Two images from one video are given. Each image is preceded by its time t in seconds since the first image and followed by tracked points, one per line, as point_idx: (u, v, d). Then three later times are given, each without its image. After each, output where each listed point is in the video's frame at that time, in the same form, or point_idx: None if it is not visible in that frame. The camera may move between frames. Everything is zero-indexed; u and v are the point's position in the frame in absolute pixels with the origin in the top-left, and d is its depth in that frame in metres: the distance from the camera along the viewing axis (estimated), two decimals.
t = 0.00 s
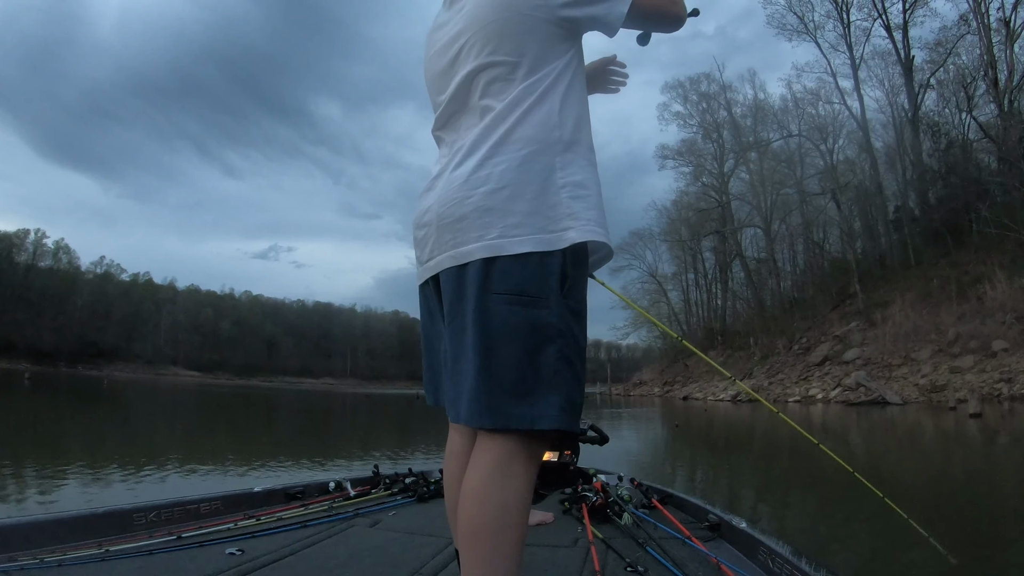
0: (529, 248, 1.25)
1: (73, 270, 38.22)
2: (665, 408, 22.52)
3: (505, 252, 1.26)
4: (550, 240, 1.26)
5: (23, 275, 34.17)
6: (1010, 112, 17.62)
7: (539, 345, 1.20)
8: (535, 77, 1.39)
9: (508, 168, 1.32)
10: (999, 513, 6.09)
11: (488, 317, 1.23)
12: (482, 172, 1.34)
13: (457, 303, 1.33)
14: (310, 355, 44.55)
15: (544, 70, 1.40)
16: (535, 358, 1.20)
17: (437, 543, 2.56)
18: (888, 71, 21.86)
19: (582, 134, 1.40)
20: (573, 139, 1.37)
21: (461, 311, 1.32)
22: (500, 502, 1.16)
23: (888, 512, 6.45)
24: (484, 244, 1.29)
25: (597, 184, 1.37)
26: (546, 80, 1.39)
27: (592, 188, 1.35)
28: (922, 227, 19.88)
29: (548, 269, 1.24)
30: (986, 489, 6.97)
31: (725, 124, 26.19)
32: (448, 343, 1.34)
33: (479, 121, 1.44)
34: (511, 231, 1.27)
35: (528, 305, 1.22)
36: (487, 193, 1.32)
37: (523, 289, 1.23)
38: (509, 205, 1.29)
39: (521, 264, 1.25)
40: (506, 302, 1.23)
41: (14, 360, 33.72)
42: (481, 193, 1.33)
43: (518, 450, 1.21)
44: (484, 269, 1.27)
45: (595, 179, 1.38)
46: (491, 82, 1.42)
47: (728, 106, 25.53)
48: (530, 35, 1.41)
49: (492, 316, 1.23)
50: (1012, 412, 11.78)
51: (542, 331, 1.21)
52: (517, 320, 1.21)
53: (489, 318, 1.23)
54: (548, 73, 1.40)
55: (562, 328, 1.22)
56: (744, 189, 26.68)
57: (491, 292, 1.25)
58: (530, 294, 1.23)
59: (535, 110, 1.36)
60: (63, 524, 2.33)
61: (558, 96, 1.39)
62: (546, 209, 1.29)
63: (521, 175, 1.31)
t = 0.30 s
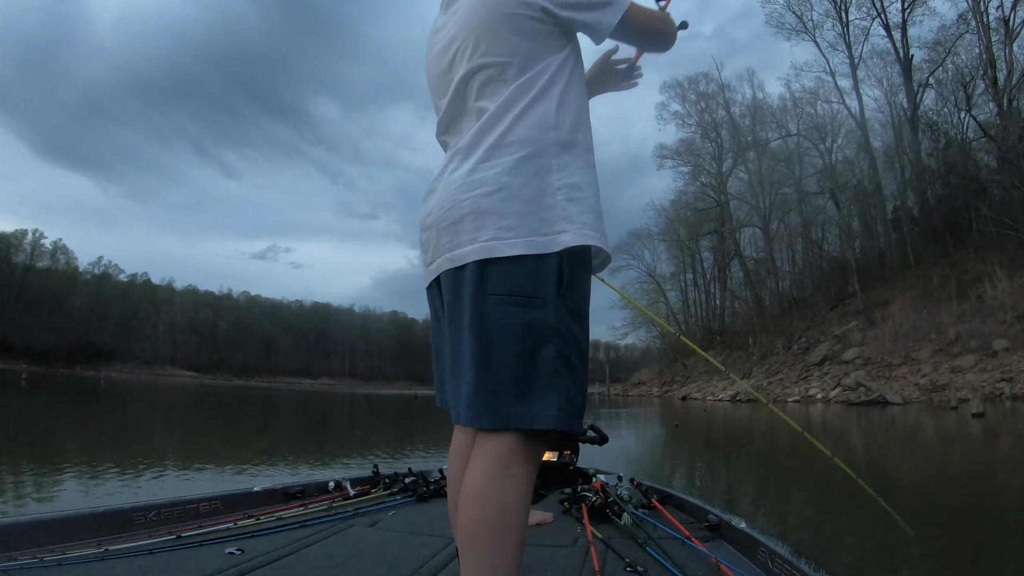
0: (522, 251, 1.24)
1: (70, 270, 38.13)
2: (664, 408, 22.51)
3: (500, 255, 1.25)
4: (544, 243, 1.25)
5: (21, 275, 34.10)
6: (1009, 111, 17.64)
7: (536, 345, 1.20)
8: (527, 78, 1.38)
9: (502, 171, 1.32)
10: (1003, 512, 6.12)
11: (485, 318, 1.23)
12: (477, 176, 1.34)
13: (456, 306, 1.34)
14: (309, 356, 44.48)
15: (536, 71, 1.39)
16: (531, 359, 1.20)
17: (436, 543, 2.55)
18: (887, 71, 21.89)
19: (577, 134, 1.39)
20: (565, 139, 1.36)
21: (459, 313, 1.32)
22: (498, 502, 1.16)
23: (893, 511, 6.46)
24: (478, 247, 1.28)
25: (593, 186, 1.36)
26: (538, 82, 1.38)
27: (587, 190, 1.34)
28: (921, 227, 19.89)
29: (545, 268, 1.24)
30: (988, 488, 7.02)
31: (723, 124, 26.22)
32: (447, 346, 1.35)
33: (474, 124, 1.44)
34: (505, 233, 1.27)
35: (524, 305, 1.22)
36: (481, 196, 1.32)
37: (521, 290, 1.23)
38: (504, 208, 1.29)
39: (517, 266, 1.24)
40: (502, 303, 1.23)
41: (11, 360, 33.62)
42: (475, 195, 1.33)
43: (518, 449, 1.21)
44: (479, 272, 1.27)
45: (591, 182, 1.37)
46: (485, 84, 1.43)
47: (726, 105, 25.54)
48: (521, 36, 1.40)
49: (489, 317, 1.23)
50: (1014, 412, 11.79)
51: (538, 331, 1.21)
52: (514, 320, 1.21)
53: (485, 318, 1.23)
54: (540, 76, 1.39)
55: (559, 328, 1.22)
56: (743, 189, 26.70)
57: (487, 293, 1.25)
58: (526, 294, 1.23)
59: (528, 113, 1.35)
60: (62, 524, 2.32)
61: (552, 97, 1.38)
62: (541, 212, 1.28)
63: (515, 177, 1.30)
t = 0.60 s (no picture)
0: (509, 256, 1.24)
1: (69, 271, 38.11)
2: (664, 408, 22.50)
3: (488, 260, 1.26)
4: (531, 250, 1.24)
5: (20, 276, 34.04)
6: (1009, 110, 17.65)
7: (528, 346, 1.20)
8: (510, 85, 1.38)
9: (488, 176, 1.32)
10: (1006, 511, 6.15)
11: (478, 319, 1.24)
12: (465, 183, 1.35)
13: (453, 309, 1.35)
14: (308, 356, 44.46)
15: (521, 75, 1.38)
16: (522, 359, 1.20)
17: (436, 542, 2.55)
18: (886, 70, 21.91)
19: (567, 140, 1.37)
20: (553, 144, 1.34)
21: (456, 316, 1.33)
22: (493, 502, 1.16)
23: (897, 511, 6.48)
24: (464, 252, 1.29)
25: (580, 196, 1.34)
26: (525, 86, 1.37)
27: (573, 199, 1.32)
28: (921, 227, 19.91)
29: (538, 267, 1.24)
30: (991, 486, 7.06)
31: (723, 123, 26.24)
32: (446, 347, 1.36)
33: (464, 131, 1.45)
34: (488, 240, 1.27)
35: (516, 304, 1.22)
36: (469, 201, 1.33)
37: (516, 288, 1.23)
38: (490, 213, 1.29)
39: (508, 268, 1.24)
40: (496, 304, 1.23)
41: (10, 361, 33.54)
42: (464, 201, 1.34)
43: (517, 448, 1.21)
44: (472, 276, 1.27)
45: (582, 192, 1.35)
46: (473, 90, 1.45)
47: (725, 105, 25.55)
48: (507, 41, 1.42)
49: (481, 318, 1.24)
50: (1017, 412, 11.80)
51: (530, 330, 1.21)
52: (506, 320, 1.22)
53: (477, 320, 1.24)
54: (525, 78, 1.37)
55: (553, 327, 1.22)
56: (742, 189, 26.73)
57: (479, 295, 1.26)
58: (519, 293, 1.23)
59: (510, 120, 1.35)
60: (62, 523, 2.33)
61: (542, 99, 1.37)
62: (526, 217, 1.27)
63: (502, 183, 1.30)
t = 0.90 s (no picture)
0: (507, 257, 1.24)
1: (69, 271, 38.10)
2: (665, 408, 22.51)
3: (484, 262, 1.26)
4: (528, 252, 1.24)
5: (20, 276, 34.02)
6: (1010, 109, 17.66)
7: (525, 345, 1.20)
8: (509, 84, 1.37)
9: (486, 176, 1.33)
10: (1010, 510, 6.18)
11: (474, 319, 1.24)
12: (464, 183, 1.35)
13: (450, 310, 1.35)
14: (308, 356, 44.46)
15: (521, 75, 1.37)
16: (520, 359, 1.20)
17: (437, 542, 2.56)
18: (887, 69, 21.93)
19: (567, 140, 1.36)
20: (551, 146, 1.34)
21: (453, 315, 1.33)
22: (490, 502, 1.16)
23: (901, 511, 6.49)
24: (460, 254, 1.29)
25: (578, 199, 1.34)
26: (524, 86, 1.36)
27: (570, 202, 1.32)
28: (922, 227, 19.92)
29: (536, 268, 1.24)
30: (993, 486, 7.10)
31: (723, 123, 26.25)
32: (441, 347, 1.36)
33: (461, 131, 1.45)
34: (484, 241, 1.27)
35: (513, 304, 1.22)
36: (467, 203, 1.33)
37: (514, 288, 1.23)
38: (486, 216, 1.29)
39: (506, 268, 1.24)
40: (493, 303, 1.23)
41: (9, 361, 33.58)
42: (462, 201, 1.33)
43: (518, 449, 1.21)
44: (469, 277, 1.27)
45: (579, 195, 1.34)
46: (471, 89, 1.45)
47: (726, 104, 25.57)
48: (505, 41, 1.42)
49: (479, 317, 1.24)
50: (1021, 412, 11.81)
51: (528, 330, 1.21)
52: (504, 320, 1.22)
53: (474, 318, 1.24)
54: (524, 79, 1.36)
55: (550, 327, 1.22)
56: (742, 188, 26.74)
57: (477, 293, 1.25)
58: (515, 292, 1.23)
59: (508, 120, 1.35)
60: (62, 524, 2.32)
61: (541, 99, 1.36)
62: (523, 220, 1.27)
63: (499, 182, 1.30)
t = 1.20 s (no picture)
0: (501, 258, 1.24)
1: (69, 271, 38.14)
2: (666, 408, 22.52)
3: (477, 262, 1.26)
4: (522, 253, 1.24)
5: (20, 276, 34.11)
6: (1011, 108, 17.67)
7: (518, 345, 1.20)
8: (505, 83, 1.37)
9: (481, 174, 1.33)
10: (1012, 510, 6.20)
11: (467, 319, 1.24)
12: (458, 182, 1.35)
13: (443, 308, 1.34)
14: (308, 356, 44.45)
15: (516, 74, 1.37)
16: (512, 358, 1.20)
17: (435, 543, 2.56)
18: (888, 69, 21.93)
19: (565, 141, 1.36)
20: (547, 146, 1.34)
21: (446, 315, 1.33)
22: (484, 503, 1.16)
23: (902, 510, 6.50)
24: (453, 254, 1.29)
25: (574, 201, 1.34)
26: (521, 85, 1.36)
27: (566, 204, 1.32)
28: (923, 227, 19.92)
29: (530, 269, 1.24)
30: (996, 486, 7.13)
31: (724, 122, 26.27)
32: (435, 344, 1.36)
33: (455, 129, 1.45)
34: (478, 241, 1.27)
35: (507, 304, 1.22)
36: (462, 201, 1.32)
37: (507, 288, 1.23)
38: (481, 215, 1.29)
39: (499, 269, 1.24)
40: (486, 303, 1.24)
41: (10, 361, 33.67)
42: (457, 201, 1.34)
43: (512, 450, 1.21)
44: (462, 277, 1.27)
45: (574, 195, 1.34)
46: (467, 87, 1.45)
47: (726, 104, 25.58)
48: (501, 39, 1.41)
49: (472, 317, 1.24)
50: None
51: (520, 330, 1.21)
52: (499, 320, 1.22)
53: (466, 318, 1.24)
54: (520, 78, 1.37)
55: (543, 327, 1.22)
56: (743, 188, 26.73)
57: (470, 293, 1.25)
58: (508, 292, 1.23)
59: (503, 120, 1.35)
60: (64, 525, 2.33)
61: (538, 98, 1.36)
62: (518, 220, 1.27)
63: (494, 182, 1.30)
